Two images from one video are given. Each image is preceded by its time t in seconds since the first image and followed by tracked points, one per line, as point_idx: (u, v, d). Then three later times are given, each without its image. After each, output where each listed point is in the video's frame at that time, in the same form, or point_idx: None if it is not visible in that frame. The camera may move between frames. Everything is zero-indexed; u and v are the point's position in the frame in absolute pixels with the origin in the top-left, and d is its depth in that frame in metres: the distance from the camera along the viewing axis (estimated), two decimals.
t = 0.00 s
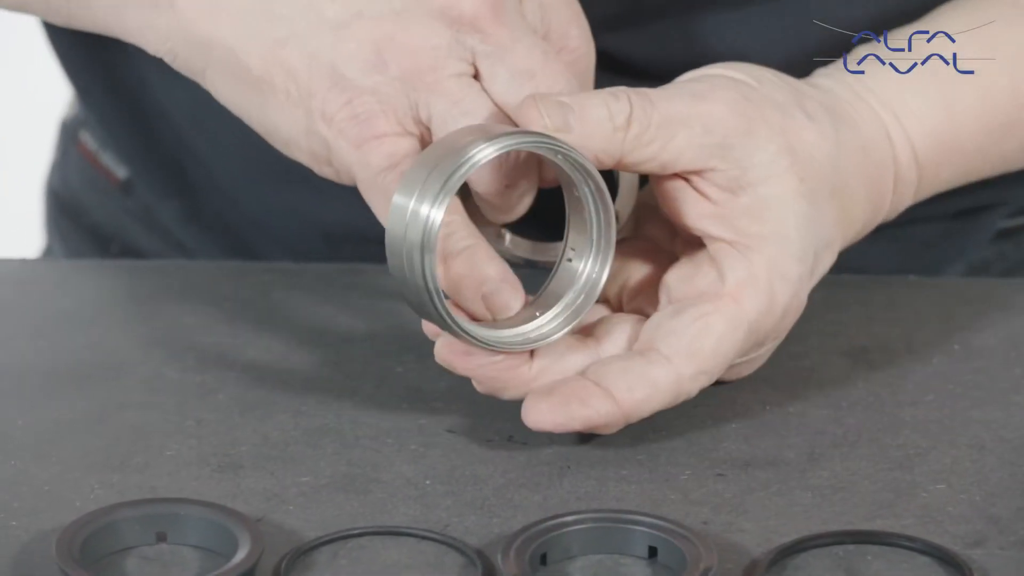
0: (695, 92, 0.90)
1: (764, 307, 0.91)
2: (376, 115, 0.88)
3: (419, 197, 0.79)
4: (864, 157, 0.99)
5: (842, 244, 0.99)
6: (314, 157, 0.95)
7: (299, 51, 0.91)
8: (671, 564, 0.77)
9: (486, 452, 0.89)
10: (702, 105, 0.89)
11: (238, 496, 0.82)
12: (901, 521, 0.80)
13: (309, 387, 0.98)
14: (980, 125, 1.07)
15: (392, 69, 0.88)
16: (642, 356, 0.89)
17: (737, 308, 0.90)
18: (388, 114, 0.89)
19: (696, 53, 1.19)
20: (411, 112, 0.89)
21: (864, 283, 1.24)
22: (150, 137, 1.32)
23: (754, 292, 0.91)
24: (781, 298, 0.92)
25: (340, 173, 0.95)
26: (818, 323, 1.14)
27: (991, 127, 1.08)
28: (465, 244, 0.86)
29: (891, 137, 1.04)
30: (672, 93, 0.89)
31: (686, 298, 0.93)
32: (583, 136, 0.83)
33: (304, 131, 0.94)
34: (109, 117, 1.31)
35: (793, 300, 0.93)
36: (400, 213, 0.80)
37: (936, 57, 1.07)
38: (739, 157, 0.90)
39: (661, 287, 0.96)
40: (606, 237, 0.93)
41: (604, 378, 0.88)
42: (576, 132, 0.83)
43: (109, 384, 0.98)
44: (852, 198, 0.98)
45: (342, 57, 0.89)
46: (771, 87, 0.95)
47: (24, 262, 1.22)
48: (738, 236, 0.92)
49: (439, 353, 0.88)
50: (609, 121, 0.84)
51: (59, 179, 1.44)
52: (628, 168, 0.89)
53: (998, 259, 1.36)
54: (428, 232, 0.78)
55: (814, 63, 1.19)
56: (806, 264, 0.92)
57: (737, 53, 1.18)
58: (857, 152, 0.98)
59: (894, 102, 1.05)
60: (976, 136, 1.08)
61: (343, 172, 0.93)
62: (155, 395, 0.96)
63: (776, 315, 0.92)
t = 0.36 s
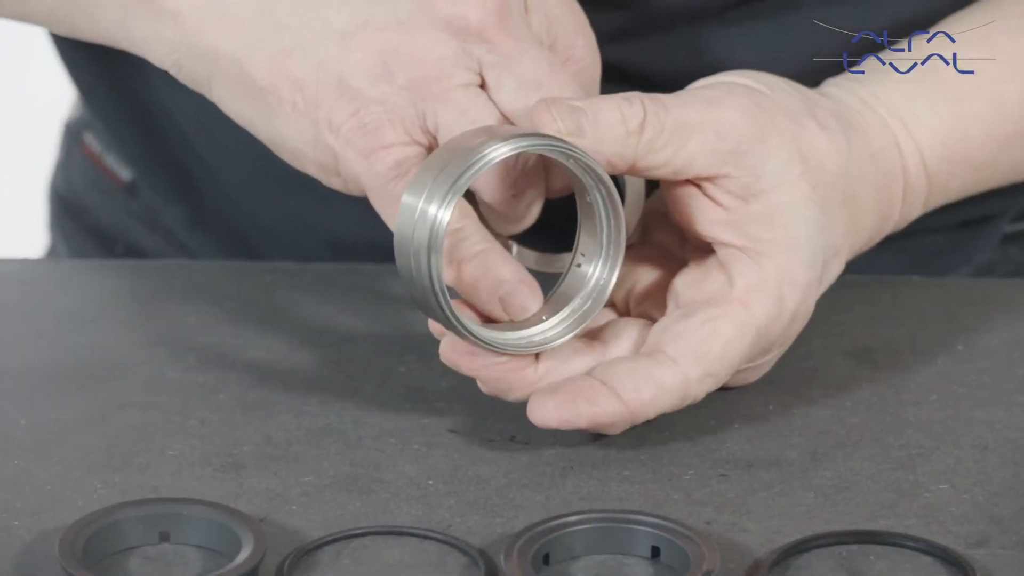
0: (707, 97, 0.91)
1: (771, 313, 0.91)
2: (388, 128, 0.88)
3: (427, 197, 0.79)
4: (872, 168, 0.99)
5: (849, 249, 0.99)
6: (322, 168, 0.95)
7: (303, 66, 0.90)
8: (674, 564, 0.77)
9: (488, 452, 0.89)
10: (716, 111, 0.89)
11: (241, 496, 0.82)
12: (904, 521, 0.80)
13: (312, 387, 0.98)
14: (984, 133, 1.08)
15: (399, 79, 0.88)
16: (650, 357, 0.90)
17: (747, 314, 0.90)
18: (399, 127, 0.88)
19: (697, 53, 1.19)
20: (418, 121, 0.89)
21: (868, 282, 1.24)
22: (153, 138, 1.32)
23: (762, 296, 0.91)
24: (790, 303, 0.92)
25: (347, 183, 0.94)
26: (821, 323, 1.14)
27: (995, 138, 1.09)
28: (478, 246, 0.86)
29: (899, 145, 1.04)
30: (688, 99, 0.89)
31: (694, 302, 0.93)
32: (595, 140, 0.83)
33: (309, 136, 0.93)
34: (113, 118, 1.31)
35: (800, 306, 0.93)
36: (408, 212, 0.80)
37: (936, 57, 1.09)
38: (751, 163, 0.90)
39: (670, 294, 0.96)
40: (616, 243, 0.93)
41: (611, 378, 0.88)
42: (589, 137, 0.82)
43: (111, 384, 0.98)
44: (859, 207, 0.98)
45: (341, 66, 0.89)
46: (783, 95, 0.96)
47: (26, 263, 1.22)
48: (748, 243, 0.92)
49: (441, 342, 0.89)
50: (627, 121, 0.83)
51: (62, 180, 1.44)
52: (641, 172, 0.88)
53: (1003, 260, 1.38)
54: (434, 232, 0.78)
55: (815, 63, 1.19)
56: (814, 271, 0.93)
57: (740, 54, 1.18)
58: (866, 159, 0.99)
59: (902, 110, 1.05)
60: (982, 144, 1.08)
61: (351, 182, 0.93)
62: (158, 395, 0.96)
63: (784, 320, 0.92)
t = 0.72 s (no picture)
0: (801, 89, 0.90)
1: (757, 337, 0.90)
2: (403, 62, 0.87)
3: (481, 146, 0.80)
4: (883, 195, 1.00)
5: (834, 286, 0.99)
6: (343, 128, 0.95)
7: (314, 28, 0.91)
8: (676, 564, 0.77)
9: (491, 452, 0.89)
10: (800, 106, 0.88)
11: (243, 496, 0.82)
12: (906, 521, 0.80)
13: (314, 386, 0.98)
14: (981, 163, 1.10)
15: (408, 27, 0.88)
16: (636, 346, 0.88)
17: (740, 331, 0.90)
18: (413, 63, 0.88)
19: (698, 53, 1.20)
20: (432, 65, 0.88)
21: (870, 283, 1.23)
22: (153, 139, 1.32)
23: (752, 319, 0.90)
24: (775, 332, 0.91)
25: (371, 138, 0.93)
26: (823, 323, 1.14)
27: (988, 169, 1.11)
28: (518, 174, 0.81)
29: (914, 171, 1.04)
30: (790, 82, 0.89)
31: (685, 306, 0.92)
32: (687, 112, 0.83)
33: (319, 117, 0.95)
34: (114, 118, 1.32)
35: (779, 340, 0.93)
36: (464, 152, 0.81)
37: (936, 57, 1.12)
38: (799, 172, 0.90)
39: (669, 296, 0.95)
40: (671, 211, 0.93)
41: (596, 348, 0.85)
42: (682, 108, 0.83)
43: (112, 384, 0.98)
44: (862, 236, 0.98)
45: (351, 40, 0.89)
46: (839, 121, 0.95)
47: (27, 262, 1.22)
48: (756, 260, 0.92)
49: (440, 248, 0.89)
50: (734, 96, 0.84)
51: (62, 181, 1.44)
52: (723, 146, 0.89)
53: (1001, 260, 1.36)
54: (484, 182, 0.80)
55: (815, 64, 1.19)
56: (802, 305, 0.93)
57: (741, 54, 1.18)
58: (881, 192, 0.99)
59: (909, 124, 1.07)
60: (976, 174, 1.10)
61: (374, 136, 0.92)
62: (159, 395, 0.96)
63: (765, 346, 0.92)
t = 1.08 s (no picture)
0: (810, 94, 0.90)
1: (727, 338, 0.90)
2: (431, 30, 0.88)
3: (468, 129, 0.81)
4: (873, 210, 1.00)
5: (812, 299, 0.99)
6: (376, 120, 0.96)
7: None
8: (678, 564, 0.77)
9: (492, 452, 0.89)
10: (803, 109, 0.88)
11: (245, 496, 0.82)
12: (908, 521, 0.80)
13: (316, 386, 0.98)
14: (969, 176, 1.11)
15: (430, 11, 0.88)
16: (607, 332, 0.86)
17: (713, 330, 0.89)
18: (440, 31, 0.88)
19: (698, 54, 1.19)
20: (460, 51, 0.88)
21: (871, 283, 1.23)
22: (150, 139, 1.32)
23: (727, 320, 0.90)
24: (747, 337, 0.91)
25: (404, 129, 0.94)
26: (825, 323, 1.14)
27: (974, 187, 1.12)
28: (552, 161, 0.83)
29: (906, 179, 1.05)
30: (799, 84, 0.89)
31: (660, 296, 0.91)
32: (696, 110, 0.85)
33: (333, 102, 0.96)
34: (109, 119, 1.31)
35: (744, 348, 0.92)
36: (454, 139, 0.83)
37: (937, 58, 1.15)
38: (796, 176, 0.90)
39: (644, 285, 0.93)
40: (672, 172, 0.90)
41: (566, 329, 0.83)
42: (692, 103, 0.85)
43: (114, 384, 0.98)
44: (846, 249, 0.99)
45: (371, 29, 0.90)
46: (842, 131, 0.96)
47: (27, 263, 1.22)
48: (737, 261, 0.91)
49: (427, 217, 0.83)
50: (733, 95, 0.84)
51: (63, 180, 1.44)
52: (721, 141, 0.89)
53: (999, 260, 1.34)
54: (478, 161, 0.81)
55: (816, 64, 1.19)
56: (777, 313, 0.93)
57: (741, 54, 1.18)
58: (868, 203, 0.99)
59: (905, 139, 1.08)
60: (960, 196, 1.11)
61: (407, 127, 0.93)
62: (161, 395, 0.96)
63: (735, 349, 0.91)
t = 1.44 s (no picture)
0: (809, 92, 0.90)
1: (732, 338, 0.90)
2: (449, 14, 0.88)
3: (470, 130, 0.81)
4: (875, 212, 1.01)
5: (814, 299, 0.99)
6: (387, 124, 0.96)
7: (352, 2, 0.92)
8: (678, 564, 0.77)
9: (493, 452, 0.89)
10: (802, 107, 0.88)
11: (245, 496, 0.82)
12: (908, 521, 0.80)
13: (316, 386, 0.98)
14: (969, 176, 1.11)
15: (439, 15, 0.88)
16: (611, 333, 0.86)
17: (715, 328, 0.90)
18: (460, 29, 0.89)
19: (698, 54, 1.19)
20: (470, 55, 0.89)
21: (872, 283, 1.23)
22: (150, 140, 1.32)
23: (731, 321, 0.90)
24: (752, 337, 0.92)
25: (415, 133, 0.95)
26: (826, 323, 1.14)
27: (975, 188, 1.12)
28: (565, 159, 0.84)
29: (905, 176, 1.05)
30: (799, 84, 0.89)
31: (664, 299, 0.91)
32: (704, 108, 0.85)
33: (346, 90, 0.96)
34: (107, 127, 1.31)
35: (749, 349, 0.92)
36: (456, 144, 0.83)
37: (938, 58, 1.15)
38: (796, 177, 0.90)
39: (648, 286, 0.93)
40: (674, 170, 0.89)
41: (571, 331, 0.83)
42: (695, 100, 0.86)
43: (114, 384, 0.98)
44: (846, 252, 0.99)
45: (380, 34, 0.90)
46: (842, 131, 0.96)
47: (28, 264, 1.22)
48: (740, 262, 0.92)
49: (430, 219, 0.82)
50: (732, 94, 0.84)
51: (62, 180, 1.44)
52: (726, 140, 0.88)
53: (999, 261, 1.34)
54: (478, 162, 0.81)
55: (814, 65, 1.19)
56: (781, 313, 0.93)
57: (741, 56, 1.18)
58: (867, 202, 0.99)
59: (909, 141, 1.08)
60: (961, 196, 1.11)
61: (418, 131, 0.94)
62: (162, 395, 0.96)
63: (740, 350, 0.92)
